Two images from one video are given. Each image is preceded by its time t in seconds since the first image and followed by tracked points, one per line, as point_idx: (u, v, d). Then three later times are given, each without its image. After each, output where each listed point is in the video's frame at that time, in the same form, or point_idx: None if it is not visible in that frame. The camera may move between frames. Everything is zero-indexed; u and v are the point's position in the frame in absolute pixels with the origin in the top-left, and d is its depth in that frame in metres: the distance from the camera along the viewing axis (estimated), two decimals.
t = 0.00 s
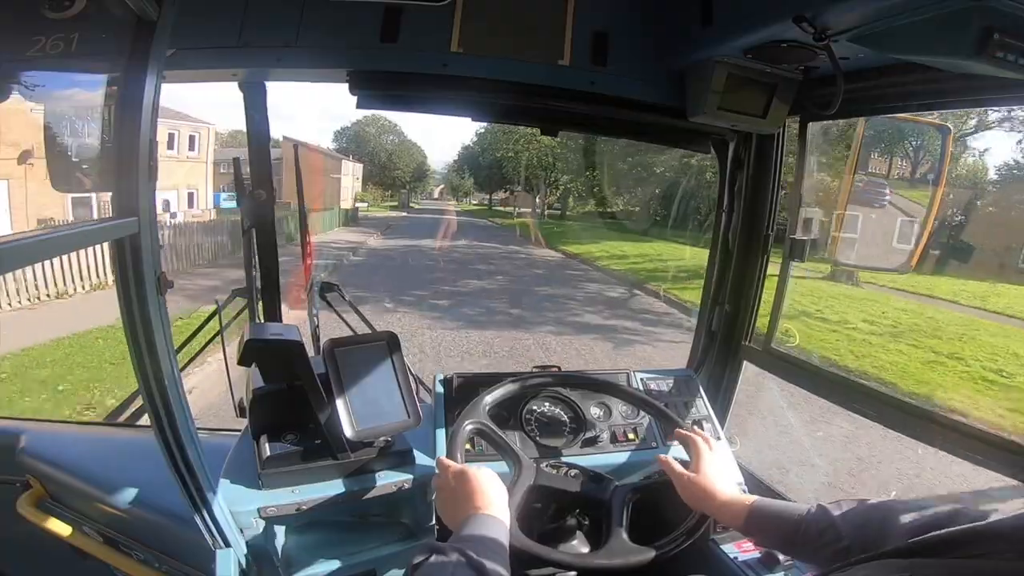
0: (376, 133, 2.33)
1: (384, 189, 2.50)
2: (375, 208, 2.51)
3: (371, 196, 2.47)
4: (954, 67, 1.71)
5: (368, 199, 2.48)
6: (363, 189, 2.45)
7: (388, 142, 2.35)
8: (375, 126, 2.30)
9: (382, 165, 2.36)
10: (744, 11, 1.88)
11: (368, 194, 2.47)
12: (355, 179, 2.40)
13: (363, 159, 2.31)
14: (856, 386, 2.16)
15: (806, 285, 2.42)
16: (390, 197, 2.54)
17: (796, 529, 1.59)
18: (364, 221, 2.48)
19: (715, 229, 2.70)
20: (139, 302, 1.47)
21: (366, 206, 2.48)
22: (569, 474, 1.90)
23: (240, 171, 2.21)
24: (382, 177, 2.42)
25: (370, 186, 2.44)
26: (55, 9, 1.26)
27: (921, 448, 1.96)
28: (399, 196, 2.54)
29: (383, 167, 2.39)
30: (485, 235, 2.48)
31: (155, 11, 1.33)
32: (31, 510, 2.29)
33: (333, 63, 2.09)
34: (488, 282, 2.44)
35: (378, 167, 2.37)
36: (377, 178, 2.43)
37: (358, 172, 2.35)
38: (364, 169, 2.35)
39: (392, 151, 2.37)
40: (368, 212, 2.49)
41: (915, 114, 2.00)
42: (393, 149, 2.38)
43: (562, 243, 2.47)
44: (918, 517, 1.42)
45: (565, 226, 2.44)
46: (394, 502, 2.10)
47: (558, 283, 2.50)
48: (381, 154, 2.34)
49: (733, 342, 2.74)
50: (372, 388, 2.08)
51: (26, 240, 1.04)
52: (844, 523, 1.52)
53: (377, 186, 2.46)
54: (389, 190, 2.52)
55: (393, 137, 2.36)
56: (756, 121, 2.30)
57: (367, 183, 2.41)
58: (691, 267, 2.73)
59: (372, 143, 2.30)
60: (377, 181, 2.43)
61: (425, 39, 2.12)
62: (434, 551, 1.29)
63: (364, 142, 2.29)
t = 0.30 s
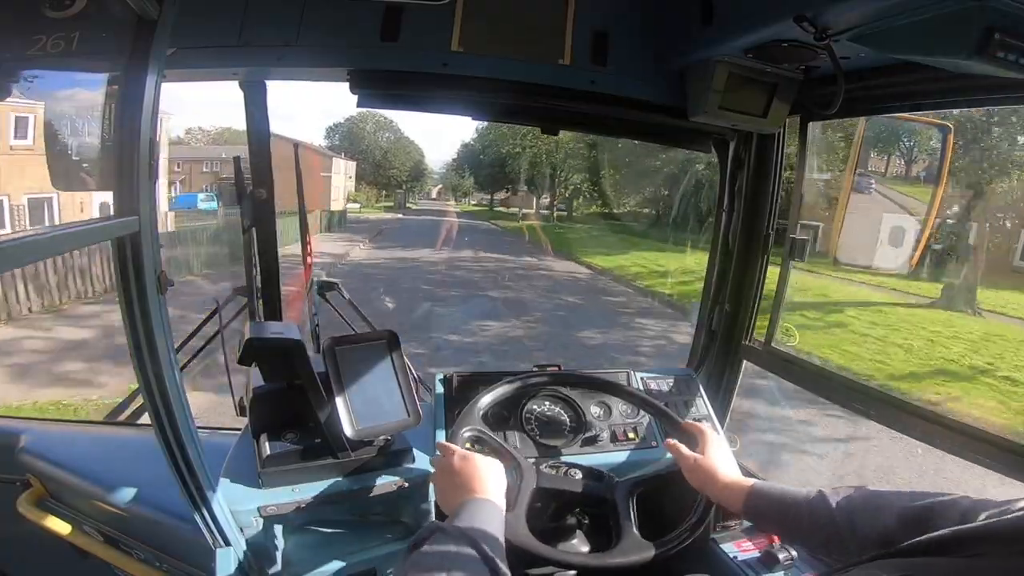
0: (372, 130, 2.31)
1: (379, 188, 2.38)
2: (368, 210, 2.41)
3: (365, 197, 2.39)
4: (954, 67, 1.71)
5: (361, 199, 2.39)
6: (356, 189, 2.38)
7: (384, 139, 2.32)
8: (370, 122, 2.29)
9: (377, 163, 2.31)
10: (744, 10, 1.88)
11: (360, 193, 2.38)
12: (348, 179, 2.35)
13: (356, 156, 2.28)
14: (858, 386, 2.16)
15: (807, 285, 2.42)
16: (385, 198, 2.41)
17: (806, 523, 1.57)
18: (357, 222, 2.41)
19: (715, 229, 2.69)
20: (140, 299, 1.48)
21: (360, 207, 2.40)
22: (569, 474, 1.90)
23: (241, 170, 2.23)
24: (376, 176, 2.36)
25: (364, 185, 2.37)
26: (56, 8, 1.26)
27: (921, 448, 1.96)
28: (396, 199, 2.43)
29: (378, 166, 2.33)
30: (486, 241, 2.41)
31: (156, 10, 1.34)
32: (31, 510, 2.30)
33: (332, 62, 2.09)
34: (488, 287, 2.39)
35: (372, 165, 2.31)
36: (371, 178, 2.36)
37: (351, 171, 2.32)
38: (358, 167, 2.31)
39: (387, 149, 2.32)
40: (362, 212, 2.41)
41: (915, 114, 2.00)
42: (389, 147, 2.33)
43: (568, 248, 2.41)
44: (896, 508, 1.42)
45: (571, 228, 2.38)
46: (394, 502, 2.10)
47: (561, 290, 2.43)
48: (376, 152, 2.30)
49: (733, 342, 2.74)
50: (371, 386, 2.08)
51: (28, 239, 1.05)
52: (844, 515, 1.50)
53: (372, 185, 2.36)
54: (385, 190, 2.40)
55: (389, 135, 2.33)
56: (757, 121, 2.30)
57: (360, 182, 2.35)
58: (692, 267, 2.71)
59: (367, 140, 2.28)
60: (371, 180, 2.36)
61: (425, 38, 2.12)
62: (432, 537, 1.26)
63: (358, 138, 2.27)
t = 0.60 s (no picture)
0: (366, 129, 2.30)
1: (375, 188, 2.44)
2: (361, 210, 2.41)
3: (359, 199, 2.38)
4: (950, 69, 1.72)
5: (354, 200, 2.39)
6: (348, 189, 2.36)
7: (379, 136, 2.31)
8: (365, 119, 2.27)
9: (372, 160, 2.32)
10: (742, 12, 1.88)
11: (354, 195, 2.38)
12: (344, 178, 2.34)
13: (349, 154, 2.25)
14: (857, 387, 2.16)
15: (805, 286, 2.42)
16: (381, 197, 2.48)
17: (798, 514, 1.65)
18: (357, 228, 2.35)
19: (715, 232, 2.68)
20: (138, 299, 1.49)
21: (351, 208, 2.38)
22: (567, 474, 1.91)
23: (240, 170, 2.23)
24: (370, 176, 2.37)
25: (356, 185, 2.36)
26: (56, 9, 1.25)
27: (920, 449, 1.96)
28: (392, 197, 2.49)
29: (373, 163, 2.34)
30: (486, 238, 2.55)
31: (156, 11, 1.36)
32: (28, 510, 2.31)
33: (331, 63, 2.09)
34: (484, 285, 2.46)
35: (367, 163, 2.31)
36: (365, 176, 2.37)
37: (343, 169, 2.28)
38: (351, 165, 2.28)
39: (383, 147, 2.32)
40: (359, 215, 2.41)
41: (914, 116, 2.00)
42: (382, 145, 2.32)
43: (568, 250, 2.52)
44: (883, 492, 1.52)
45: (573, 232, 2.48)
46: (393, 502, 2.10)
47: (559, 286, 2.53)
48: (371, 149, 2.29)
49: (733, 343, 2.74)
50: (371, 387, 2.07)
51: (26, 239, 1.04)
52: (835, 505, 1.59)
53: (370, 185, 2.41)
54: (380, 190, 2.45)
55: (383, 132, 2.32)
56: (755, 122, 2.31)
57: (352, 182, 2.33)
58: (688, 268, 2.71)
59: (361, 137, 2.27)
60: (365, 179, 2.36)
61: (425, 38, 2.12)
62: (432, 520, 1.14)
63: (352, 134, 2.26)
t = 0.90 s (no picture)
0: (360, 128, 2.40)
1: (367, 186, 2.68)
2: (354, 209, 2.66)
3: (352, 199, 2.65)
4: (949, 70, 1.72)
5: (347, 200, 2.64)
6: (342, 190, 2.61)
7: (372, 133, 2.42)
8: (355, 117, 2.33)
9: (366, 158, 2.48)
10: (742, 13, 1.88)
11: (348, 193, 2.63)
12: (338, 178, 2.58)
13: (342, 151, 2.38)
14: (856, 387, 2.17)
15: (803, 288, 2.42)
16: (377, 197, 2.75)
17: (791, 518, 1.56)
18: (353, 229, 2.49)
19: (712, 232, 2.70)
20: (137, 305, 1.47)
21: (342, 208, 2.61)
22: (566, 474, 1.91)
23: (239, 171, 2.22)
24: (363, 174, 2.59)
25: (356, 188, 2.65)
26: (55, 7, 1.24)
27: (918, 450, 1.97)
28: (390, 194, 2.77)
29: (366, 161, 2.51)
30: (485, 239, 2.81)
31: (155, 11, 1.35)
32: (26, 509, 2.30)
33: (330, 63, 2.09)
34: (485, 290, 2.57)
35: (362, 160, 2.49)
36: (359, 178, 2.62)
37: (334, 167, 2.48)
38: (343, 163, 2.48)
39: (378, 144, 2.46)
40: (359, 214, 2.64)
41: (913, 117, 2.00)
42: (376, 145, 2.46)
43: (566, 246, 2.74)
44: (872, 487, 1.45)
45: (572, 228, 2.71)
46: (391, 501, 2.10)
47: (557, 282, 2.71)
48: (364, 148, 2.43)
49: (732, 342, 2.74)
50: (369, 387, 2.06)
51: (23, 238, 1.04)
52: (827, 499, 1.51)
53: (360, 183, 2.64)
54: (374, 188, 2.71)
55: (378, 127, 2.41)
56: (754, 122, 2.31)
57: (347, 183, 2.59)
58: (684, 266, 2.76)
59: (354, 134, 2.38)
60: (359, 178, 2.61)
61: (424, 39, 2.12)
62: (436, 526, 1.14)
63: (345, 130, 2.36)
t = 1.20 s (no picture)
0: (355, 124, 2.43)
1: (364, 185, 2.75)
2: (344, 209, 2.65)
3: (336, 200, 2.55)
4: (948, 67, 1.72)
5: (339, 201, 2.61)
6: (333, 189, 2.57)
7: (365, 127, 2.44)
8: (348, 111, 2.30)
9: (359, 155, 2.57)
10: (739, 11, 1.88)
11: (339, 193, 2.61)
12: (329, 174, 2.54)
13: (332, 146, 2.44)
14: (856, 385, 2.17)
15: (803, 288, 2.43)
16: (374, 197, 2.84)
17: (795, 516, 1.55)
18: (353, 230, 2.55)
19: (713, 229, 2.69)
20: (137, 304, 1.49)
21: (332, 208, 2.52)
22: (566, 474, 1.91)
23: (237, 172, 2.22)
24: (356, 172, 2.66)
25: (347, 185, 2.67)
26: (53, 9, 1.24)
27: (919, 447, 1.97)
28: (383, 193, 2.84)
29: (360, 158, 2.58)
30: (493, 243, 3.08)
31: (151, 11, 1.36)
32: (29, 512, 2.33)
33: (327, 63, 2.09)
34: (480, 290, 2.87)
35: (355, 159, 2.58)
36: (352, 175, 2.66)
37: (323, 164, 2.45)
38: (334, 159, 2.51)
39: (372, 140, 2.49)
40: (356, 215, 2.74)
41: (911, 114, 2.00)
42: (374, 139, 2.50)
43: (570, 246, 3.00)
44: (879, 485, 1.44)
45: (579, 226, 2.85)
46: (392, 502, 2.10)
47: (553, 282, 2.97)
48: (357, 143, 2.49)
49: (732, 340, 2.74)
50: (369, 388, 2.06)
51: (22, 241, 1.04)
52: (833, 499, 1.50)
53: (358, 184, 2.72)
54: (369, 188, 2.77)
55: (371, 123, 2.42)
56: (753, 121, 2.31)
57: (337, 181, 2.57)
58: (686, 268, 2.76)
59: (347, 129, 2.43)
60: (351, 176, 2.66)
61: (423, 39, 2.12)
62: (441, 524, 1.14)
63: (337, 125, 2.39)
